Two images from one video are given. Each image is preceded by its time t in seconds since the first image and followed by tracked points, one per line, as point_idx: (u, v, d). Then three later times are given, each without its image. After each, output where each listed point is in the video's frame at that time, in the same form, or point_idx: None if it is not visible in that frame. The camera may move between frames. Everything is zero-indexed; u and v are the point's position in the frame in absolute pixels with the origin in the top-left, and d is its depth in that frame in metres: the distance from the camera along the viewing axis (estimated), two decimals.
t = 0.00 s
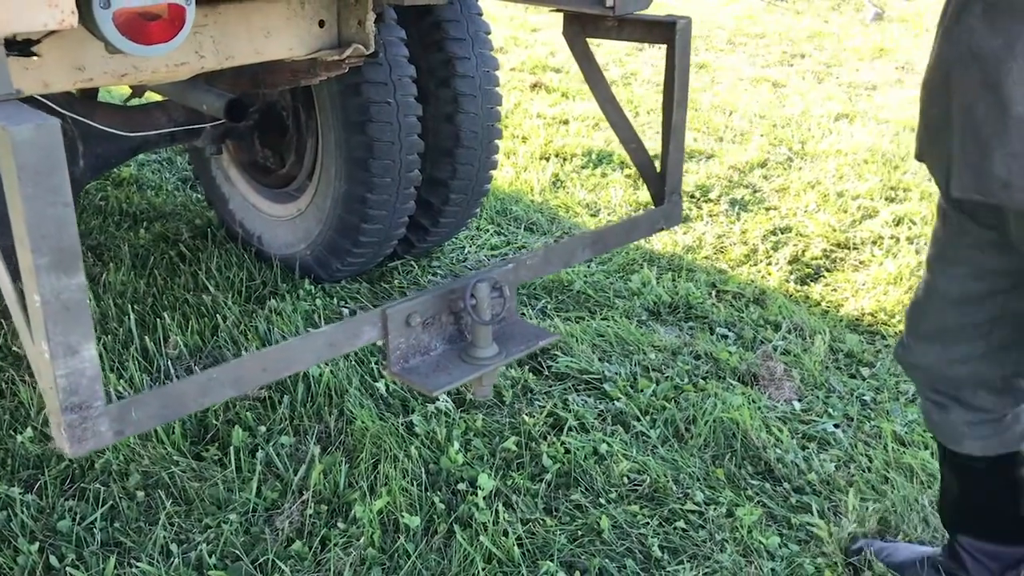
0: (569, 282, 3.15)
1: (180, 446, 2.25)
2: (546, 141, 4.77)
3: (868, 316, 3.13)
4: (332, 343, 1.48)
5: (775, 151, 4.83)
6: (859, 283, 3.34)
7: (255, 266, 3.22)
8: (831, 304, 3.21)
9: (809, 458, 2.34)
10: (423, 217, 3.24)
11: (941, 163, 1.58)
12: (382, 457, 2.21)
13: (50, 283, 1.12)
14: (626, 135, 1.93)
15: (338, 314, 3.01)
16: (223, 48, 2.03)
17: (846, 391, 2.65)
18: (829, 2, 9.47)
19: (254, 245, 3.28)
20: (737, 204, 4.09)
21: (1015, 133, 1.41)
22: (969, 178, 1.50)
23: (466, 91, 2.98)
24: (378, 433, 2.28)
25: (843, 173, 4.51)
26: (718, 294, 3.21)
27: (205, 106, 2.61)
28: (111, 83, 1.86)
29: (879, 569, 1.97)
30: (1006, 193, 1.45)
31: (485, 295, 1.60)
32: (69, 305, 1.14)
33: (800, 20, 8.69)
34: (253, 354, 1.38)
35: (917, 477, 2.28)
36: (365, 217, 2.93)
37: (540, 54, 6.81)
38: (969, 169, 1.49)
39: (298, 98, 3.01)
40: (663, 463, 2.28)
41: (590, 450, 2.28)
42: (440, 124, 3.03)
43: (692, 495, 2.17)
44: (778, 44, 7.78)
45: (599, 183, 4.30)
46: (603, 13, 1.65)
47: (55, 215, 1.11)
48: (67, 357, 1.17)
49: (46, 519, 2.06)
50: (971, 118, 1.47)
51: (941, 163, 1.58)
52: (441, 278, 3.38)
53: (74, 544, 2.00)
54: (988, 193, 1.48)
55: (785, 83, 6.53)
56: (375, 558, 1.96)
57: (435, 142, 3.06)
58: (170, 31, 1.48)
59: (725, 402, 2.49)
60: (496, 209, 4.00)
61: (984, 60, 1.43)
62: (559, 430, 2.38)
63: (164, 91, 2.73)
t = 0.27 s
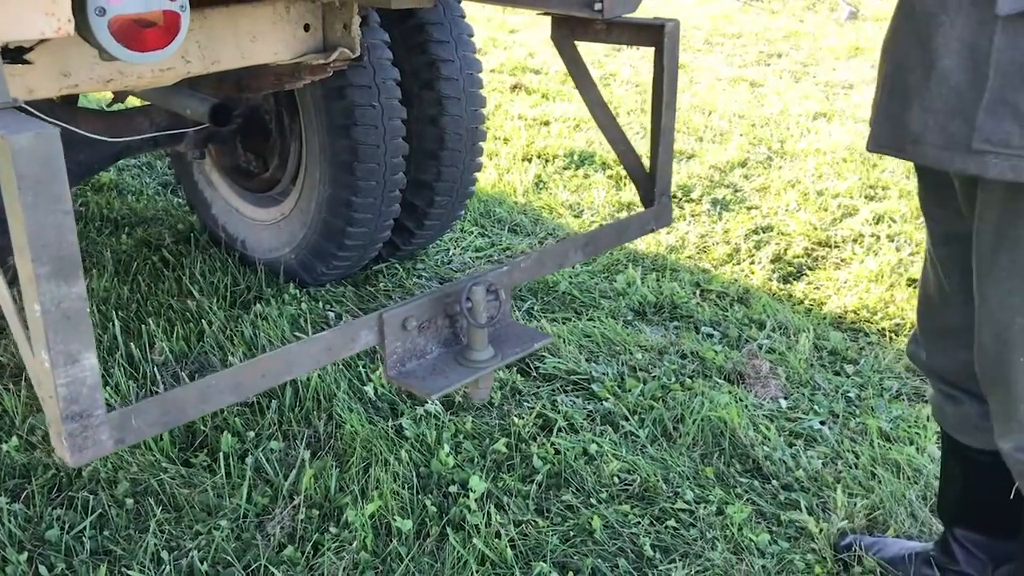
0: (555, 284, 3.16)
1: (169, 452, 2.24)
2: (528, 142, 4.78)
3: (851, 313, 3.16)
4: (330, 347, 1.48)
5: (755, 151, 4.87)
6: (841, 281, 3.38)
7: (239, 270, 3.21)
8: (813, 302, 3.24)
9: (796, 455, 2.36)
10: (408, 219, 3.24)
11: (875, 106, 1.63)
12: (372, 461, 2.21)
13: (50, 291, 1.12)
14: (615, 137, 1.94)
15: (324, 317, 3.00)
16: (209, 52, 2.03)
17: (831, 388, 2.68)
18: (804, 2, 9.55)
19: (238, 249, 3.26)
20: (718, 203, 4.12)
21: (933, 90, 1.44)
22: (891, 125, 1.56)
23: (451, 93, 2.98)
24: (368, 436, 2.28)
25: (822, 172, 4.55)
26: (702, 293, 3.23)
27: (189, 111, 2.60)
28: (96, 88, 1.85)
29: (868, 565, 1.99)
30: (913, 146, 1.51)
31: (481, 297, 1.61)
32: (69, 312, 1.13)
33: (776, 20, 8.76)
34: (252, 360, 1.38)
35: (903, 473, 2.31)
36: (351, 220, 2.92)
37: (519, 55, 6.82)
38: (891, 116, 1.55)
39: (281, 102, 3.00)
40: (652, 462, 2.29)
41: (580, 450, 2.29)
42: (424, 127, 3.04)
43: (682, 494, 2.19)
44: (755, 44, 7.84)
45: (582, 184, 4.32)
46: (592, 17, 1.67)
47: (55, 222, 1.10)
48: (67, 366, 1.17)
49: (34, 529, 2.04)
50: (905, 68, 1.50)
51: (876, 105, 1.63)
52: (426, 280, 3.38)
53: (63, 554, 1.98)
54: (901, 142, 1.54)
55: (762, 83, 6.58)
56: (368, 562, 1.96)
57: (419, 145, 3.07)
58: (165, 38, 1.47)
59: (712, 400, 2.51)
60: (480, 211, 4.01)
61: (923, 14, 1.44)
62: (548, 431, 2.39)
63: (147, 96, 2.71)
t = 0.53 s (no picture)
0: (542, 295, 3.18)
1: (158, 471, 2.22)
2: (510, 154, 4.80)
3: (834, 321, 3.19)
4: (328, 365, 1.48)
5: (734, 160, 4.91)
6: (823, 288, 3.41)
7: (224, 286, 3.19)
8: (796, 310, 3.27)
9: (785, 463, 2.38)
10: (393, 233, 3.24)
11: (846, 113, 1.58)
12: (364, 476, 2.21)
13: (52, 313, 1.11)
14: (603, 151, 1.96)
15: (311, 332, 2.99)
16: (197, 71, 2.02)
17: (817, 395, 2.70)
18: (778, 11, 9.66)
19: (222, 265, 3.25)
20: (700, 213, 4.15)
21: (906, 94, 1.40)
22: (868, 128, 1.51)
23: (435, 107, 2.99)
24: (359, 451, 2.27)
25: (802, 181, 4.59)
26: (687, 302, 3.25)
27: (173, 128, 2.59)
28: (83, 107, 1.84)
29: (859, 569, 2.01)
30: (890, 150, 1.45)
31: (477, 313, 1.62)
32: (72, 334, 1.13)
33: (751, 30, 8.86)
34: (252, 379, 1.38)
35: (890, 479, 2.33)
36: (336, 235, 2.92)
37: (498, 67, 6.85)
38: (867, 120, 1.50)
39: (265, 118, 3.00)
40: (643, 472, 2.30)
41: (571, 462, 2.30)
42: (409, 141, 3.05)
43: (674, 504, 2.20)
44: (731, 54, 7.92)
45: (564, 195, 4.34)
46: (581, 33, 1.67)
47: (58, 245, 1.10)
48: (69, 388, 1.16)
49: (23, 551, 2.02)
50: (879, 72, 1.47)
51: (848, 111, 1.58)
52: (412, 294, 3.38)
53: None
54: (878, 146, 1.48)
55: (739, 92, 6.65)
56: None
57: (404, 158, 3.07)
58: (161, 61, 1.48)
59: (700, 410, 2.53)
60: (463, 224, 4.02)
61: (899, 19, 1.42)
62: (539, 443, 2.40)
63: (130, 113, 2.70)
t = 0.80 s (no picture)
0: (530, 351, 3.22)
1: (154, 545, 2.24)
2: (493, 204, 4.86)
3: (817, 368, 3.25)
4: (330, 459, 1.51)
5: (714, 205, 5.00)
6: (805, 335, 3.47)
7: (214, 348, 3.22)
8: (780, 358, 3.32)
9: (774, 517, 2.42)
10: (381, 291, 3.27)
11: (799, 191, 1.63)
12: (359, 544, 2.22)
13: (66, 431, 1.14)
14: (589, 221, 2.02)
15: (302, 394, 3.01)
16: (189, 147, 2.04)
17: (803, 446, 2.75)
18: (752, 50, 9.85)
19: (211, 326, 3.26)
20: (682, 260, 4.22)
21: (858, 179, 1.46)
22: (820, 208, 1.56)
23: (420, 168, 3.05)
24: (353, 519, 2.30)
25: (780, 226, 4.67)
26: (672, 353, 3.30)
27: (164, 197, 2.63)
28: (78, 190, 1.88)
29: None
30: (840, 231, 1.50)
31: (474, 399, 1.66)
32: (84, 450, 1.16)
33: (726, 69, 9.02)
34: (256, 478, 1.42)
35: (877, 531, 2.37)
36: (326, 296, 2.95)
37: (479, 113, 6.95)
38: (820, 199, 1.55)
39: (253, 182, 3.01)
40: (635, 532, 2.33)
41: (564, 524, 2.33)
42: (396, 201, 3.10)
43: (666, 564, 2.23)
44: (707, 94, 8.06)
45: (548, 244, 4.40)
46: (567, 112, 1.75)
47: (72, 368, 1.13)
48: (81, 501, 1.19)
49: None
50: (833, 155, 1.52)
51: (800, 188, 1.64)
52: (401, 350, 3.41)
53: None
54: (829, 226, 1.54)
55: (717, 134, 6.76)
56: None
57: (391, 218, 3.12)
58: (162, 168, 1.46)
59: (689, 466, 2.56)
60: (450, 276, 4.06)
61: (854, 107, 1.47)
62: (532, 504, 2.42)
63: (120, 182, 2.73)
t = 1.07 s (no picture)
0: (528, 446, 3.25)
1: None
2: (486, 286, 4.91)
3: (813, 454, 3.28)
4: None
5: (703, 283, 5.07)
6: (799, 418, 3.51)
7: (212, 448, 3.22)
8: (775, 444, 3.35)
9: None
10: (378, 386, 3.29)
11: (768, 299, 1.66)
12: None
13: None
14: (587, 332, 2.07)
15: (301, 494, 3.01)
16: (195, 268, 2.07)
17: (801, 538, 2.76)
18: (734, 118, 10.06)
19: (208, 425, 3.27)
20: (673, 341, 4.26)
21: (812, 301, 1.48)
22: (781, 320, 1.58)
23: (416, 265, 3.10)
24: None
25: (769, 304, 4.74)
26: (669, 441, 3.32)
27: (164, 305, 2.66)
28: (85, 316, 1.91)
29: None
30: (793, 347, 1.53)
31: (481, 531, 1.71)
32: None
33: (709, 138, 9.21)
34: None
35: None
36: (324, 395, 2.97)
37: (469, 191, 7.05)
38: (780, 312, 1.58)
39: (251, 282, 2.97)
40: None
41: None
42: (392, 297, 3.14)
43: None
44: (691, 165, 8.21)
45: (541, 328, 4.44)
46: (561, 232, 1.82)
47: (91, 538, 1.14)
48: None
49: None
50: (792, 272, 1.55)
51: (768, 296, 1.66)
52: (398, 444, 3.42)
53: None
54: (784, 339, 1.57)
55: (703, 206, 6.88)
56: None
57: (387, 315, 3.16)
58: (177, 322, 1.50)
59: (689, 564, 2.58)
60: (445, 364, 4.09)
61: (815, 230, 1.49)
62: None
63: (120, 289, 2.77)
